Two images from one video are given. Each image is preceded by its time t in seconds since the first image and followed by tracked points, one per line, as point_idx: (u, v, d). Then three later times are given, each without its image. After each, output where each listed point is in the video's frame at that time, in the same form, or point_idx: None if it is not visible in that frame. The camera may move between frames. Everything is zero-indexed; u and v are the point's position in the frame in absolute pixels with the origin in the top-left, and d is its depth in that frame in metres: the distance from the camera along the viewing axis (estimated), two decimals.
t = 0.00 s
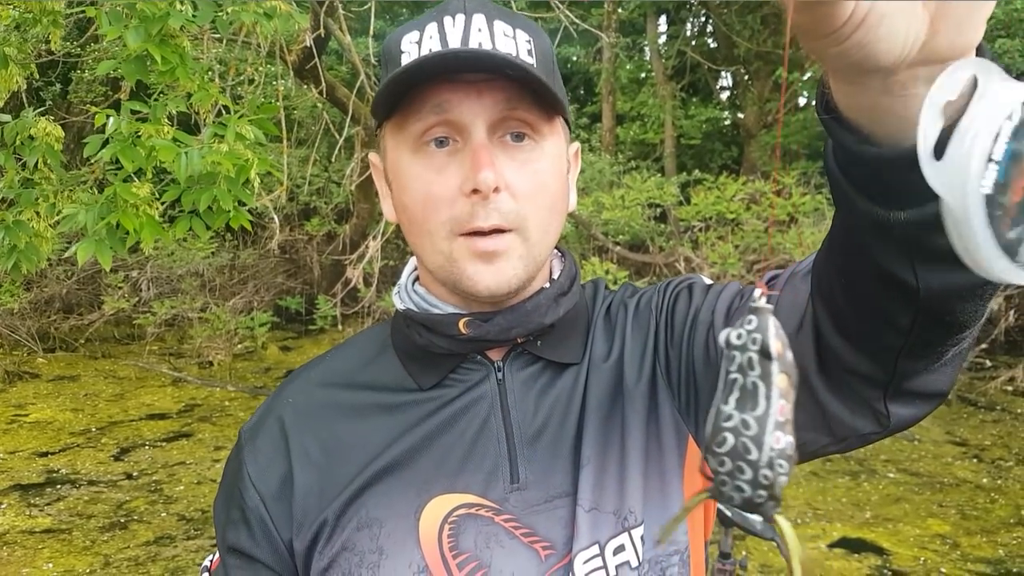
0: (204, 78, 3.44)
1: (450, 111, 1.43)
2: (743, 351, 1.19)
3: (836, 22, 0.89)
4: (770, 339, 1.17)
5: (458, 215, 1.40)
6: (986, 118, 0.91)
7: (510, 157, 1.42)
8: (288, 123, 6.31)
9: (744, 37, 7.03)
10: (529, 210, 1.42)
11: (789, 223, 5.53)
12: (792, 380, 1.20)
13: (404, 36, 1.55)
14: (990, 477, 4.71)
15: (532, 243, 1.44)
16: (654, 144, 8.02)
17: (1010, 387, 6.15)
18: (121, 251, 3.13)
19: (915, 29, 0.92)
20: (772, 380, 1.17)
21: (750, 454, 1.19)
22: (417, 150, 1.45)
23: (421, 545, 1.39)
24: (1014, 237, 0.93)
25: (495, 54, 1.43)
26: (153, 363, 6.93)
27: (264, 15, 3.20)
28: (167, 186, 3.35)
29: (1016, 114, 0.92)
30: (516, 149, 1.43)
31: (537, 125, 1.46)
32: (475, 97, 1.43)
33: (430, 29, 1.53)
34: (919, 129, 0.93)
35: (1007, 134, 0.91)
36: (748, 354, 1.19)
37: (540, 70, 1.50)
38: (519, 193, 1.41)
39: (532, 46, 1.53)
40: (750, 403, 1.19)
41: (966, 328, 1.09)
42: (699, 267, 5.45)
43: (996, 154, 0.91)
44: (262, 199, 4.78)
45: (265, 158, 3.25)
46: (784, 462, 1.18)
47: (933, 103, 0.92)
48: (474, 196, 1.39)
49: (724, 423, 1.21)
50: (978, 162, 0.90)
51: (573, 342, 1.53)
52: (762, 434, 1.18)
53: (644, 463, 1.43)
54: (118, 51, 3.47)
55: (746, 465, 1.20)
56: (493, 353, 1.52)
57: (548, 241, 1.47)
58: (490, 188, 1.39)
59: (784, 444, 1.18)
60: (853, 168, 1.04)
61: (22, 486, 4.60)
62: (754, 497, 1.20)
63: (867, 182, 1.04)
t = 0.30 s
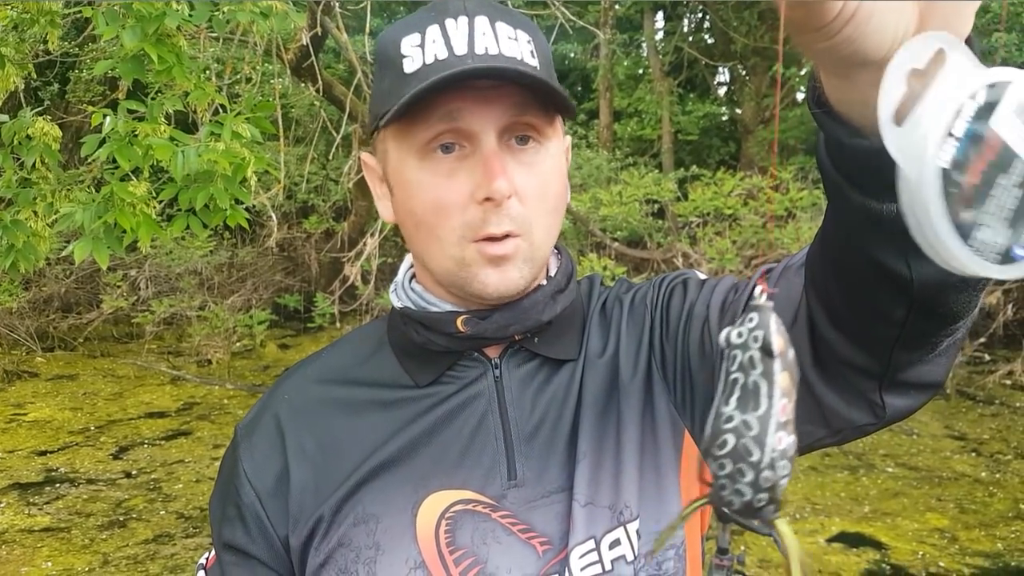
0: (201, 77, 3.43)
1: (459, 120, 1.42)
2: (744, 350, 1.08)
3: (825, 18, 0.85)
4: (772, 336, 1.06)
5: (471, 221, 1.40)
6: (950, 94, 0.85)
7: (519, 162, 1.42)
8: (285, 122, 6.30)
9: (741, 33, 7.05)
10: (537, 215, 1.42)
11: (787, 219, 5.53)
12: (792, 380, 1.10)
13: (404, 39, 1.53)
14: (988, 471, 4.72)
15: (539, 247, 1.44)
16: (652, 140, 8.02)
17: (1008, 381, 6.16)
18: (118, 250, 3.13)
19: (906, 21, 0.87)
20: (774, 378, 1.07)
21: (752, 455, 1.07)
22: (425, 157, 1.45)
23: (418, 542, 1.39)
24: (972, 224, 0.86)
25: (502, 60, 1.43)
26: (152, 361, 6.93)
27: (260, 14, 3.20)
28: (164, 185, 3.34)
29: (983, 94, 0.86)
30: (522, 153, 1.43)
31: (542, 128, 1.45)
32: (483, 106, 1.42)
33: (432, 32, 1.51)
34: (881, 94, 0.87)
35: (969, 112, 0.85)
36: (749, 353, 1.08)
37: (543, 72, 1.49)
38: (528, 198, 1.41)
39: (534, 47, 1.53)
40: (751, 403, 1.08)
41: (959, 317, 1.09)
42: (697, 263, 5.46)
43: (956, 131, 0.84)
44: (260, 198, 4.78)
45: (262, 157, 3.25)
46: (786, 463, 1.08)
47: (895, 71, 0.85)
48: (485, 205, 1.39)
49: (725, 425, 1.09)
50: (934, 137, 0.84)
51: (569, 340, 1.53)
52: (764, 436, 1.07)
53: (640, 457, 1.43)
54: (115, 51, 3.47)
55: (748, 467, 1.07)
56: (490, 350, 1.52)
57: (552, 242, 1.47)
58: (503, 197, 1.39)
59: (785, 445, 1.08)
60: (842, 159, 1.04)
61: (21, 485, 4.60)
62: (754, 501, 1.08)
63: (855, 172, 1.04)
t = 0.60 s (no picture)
0: (199, 78, 3.43)
1: (471, 114, 1.42)
2: (772, 307, 1.04)
3: None
4: (799, 291, 1.02)
5: (476, 217, 1.41)
6: (953, 88, 0.92)
7: (527, 160, 1.43)
8: (284, 123, 6.30)
9: (739, 34, 7.05)
10: (543, 213, 1.43)
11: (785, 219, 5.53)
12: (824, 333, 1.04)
13: (417, 35, 1.52)
14: (986, 472, 4.72)
15: (543, 244, 1.44)
16: (650, 140, 8.02)
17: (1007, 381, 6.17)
18: (117, 251, 3.13)
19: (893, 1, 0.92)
20: (804, 332, 1.02)
21: (791, 407, 1.01)
22: (433, 151, 1.44)
23: (417, 540, 1.40)
24: (984, 205, 0.95)
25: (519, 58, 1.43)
26: (150, 363, 6.94)
27: (258, 15, 3.20)
28: (162, 186, 3.34)
29: (983, 84, 0.92)
30: (529, 152, 1.44)
31: (551, 128, 1.47)
32: (495, 100, 1.42)
33: (445, 30, 1.50)
34: (887, 103, 0.96)
35: (971, 105, 0.92)
36: (777, 309, 1.03)
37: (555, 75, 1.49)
38: (534, 195, 1.42)
39: (545, 50, 1.51)
40: (785, 356, 1.02)
41: (951, 307, 1.10)
42: (696, 264, 5.46)
43: (961, 125, 0.92)
44: (257, 199, 4.78)
45: (260, 158, 3.25)
46: (827, 413, 1.01)
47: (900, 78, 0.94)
48: (494, 199, 1.39)
49: (761, 380, 1.04)
50: (942, 134, 0.92)
51: (566, 340, 1.54)
52: (801, 387, 1.01)
53: (635, 456, 1.44)
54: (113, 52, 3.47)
55: (788, 419, 1.01)
56: (489, 349, 1.53)
57: (554, 241, 1.47)
58: (512, 191, 1.39)
59: (824, 395, 1.01)
60: (834, 145, 1.06)
61: (19, 487, 4.60)
62: (799, 452, 1.02)
63: (845, 159, 1.06)
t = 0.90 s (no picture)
0: (198, 79, 3.43)
1: (441, 108, 1.43)
2: (679, 300, 1.09)
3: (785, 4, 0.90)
4: (703, 288, 1.08)
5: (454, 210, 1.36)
6: (897, 68, 0.82)
7: (500, 150, 1.43)
8: (284, 124, 6.30)
9: (739, 34, 7.06)
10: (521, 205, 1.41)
11: (785, 220, 5.53)
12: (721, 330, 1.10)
13: (389, 40, 1.57)
14: (985, 472, 4.73)
15: (524, 237, 1.43)
16: (650, 141, 8.01)
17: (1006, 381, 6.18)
18: (116, 251, 3.14)
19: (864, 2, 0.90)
20: (703, 326, 1.07)
21: (679, 392, 1.06)
22: (410, 148, 1.44)
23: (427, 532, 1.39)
24: (929, 194, 0.83)
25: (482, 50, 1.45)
26: (150, 363, 6.95)
27: (258, 15, 3.20)
28: (161, 186, 3.34)
29: (931, 70, 0.82)
30: (504, 143, 1.44)
31: (523, 117, 1.47)
32: (463, 93, 1.44)
33: (414, 30, 1.56)
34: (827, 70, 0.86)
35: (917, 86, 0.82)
36: (681, 303, 1.09)
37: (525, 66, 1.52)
38: (509, 186, 1.40)
39: (515, 43, 1.56)
40: (682, 346, 1.07)
41: (935, 300, 1.10)
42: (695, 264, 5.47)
43: (904, 105, 0.81)
44: (256, 199, 4.78)
45: (260, 159, 3.26)
46: (711, 402, 1.07)
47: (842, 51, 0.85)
48: (468, 190, 1.36)
49: (656, 363, 1.08)
50: (882, 110, 0.81)
51: (562, 334, 1.55)
52: (692, 375, 1.06)
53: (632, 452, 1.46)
54: (112, 53, 3.47)
55: (674, 402, 1.07)
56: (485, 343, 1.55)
57: (536, 234, 1.46)
58: (484, 182, 1.36)
59: (711, 385, 1.06)
60: (818, 149, 1.05)
61: (19, 487, 4.60)
62: (681, 434, 1.08)
63: (829, 161, 1.06)
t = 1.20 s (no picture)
0: (196, 77, 3.42)
1: (422, 104, 1.44)
2: (687, 291, 1.11)
3: None
4: (711, 275, 1.09)
5: (439, 203, 1.40)
6: (869, 79, 0.91)
7: (483, 144, 1.43)
8: (283, 122, 6.30)
9: (738, 32, 7.06)
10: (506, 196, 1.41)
11: (784, 217, 5.54)
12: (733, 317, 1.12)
13: (374, 36, 1.58)
14: (983, 469, 4.74)
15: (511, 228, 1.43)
16: (649, 139, 8.00)
17: (1005, 379, 6.19)
18: (115, 249, 3.14)
19: None
20: (715, 315, 1.08)
21: (699, 384, 1.06)
22: (394, 145, 1.46)
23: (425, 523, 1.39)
24: (899, 191, 0.94)
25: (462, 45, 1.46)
26: (150, 361, 6.95)
27: (256, 13, 3.20)
28: (159, 184, 3.35)
29: (902, 75, 0.91)
30: (489, 137, 1.44)
31: (506, 109, 1.47)
32: (444, 88, 1.45)
33: (398, 27, 1.57)
34: (802, 86, 0.98)
35: (889, 93, 0.91)
36: (692, 293, 1.10)
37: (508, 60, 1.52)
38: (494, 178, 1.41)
39: (500, 37, 1.57)
40: (696, 336, 1.08)
41: (922, 293, 1.11)
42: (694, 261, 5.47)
43: (876, 112, 0.92)
44: (255, 197, 4.78)
45: (258, 157, 3.26)
46: (731, 391, 1.07)
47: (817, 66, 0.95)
48: (450, 184, 1.39)
49: (672, 359, 1.09)
50: (852, 120, 0.92)
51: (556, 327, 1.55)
52: (709, 365, 1.06)
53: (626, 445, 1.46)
54: (111, 51, 3.47)
55: (695, 396, 1.06)
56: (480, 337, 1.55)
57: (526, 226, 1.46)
58: (465, 176, 1.38)
59: (729, 374, 1.07)
60: (802, 139, 1.06)
61: (18, 485, 4.60)
62: (704, 428, 1.07)
63: (809, 151, 1.06)
